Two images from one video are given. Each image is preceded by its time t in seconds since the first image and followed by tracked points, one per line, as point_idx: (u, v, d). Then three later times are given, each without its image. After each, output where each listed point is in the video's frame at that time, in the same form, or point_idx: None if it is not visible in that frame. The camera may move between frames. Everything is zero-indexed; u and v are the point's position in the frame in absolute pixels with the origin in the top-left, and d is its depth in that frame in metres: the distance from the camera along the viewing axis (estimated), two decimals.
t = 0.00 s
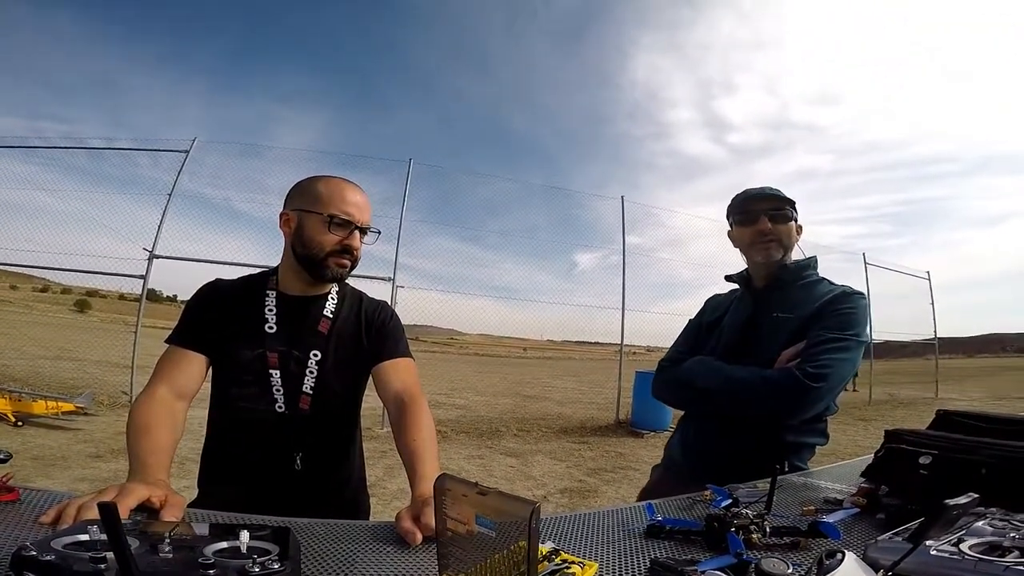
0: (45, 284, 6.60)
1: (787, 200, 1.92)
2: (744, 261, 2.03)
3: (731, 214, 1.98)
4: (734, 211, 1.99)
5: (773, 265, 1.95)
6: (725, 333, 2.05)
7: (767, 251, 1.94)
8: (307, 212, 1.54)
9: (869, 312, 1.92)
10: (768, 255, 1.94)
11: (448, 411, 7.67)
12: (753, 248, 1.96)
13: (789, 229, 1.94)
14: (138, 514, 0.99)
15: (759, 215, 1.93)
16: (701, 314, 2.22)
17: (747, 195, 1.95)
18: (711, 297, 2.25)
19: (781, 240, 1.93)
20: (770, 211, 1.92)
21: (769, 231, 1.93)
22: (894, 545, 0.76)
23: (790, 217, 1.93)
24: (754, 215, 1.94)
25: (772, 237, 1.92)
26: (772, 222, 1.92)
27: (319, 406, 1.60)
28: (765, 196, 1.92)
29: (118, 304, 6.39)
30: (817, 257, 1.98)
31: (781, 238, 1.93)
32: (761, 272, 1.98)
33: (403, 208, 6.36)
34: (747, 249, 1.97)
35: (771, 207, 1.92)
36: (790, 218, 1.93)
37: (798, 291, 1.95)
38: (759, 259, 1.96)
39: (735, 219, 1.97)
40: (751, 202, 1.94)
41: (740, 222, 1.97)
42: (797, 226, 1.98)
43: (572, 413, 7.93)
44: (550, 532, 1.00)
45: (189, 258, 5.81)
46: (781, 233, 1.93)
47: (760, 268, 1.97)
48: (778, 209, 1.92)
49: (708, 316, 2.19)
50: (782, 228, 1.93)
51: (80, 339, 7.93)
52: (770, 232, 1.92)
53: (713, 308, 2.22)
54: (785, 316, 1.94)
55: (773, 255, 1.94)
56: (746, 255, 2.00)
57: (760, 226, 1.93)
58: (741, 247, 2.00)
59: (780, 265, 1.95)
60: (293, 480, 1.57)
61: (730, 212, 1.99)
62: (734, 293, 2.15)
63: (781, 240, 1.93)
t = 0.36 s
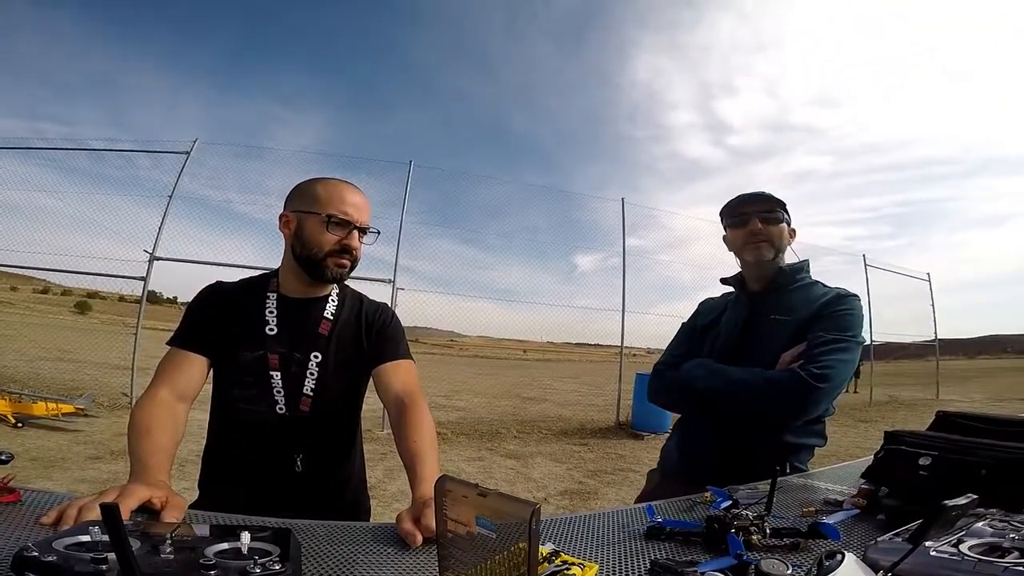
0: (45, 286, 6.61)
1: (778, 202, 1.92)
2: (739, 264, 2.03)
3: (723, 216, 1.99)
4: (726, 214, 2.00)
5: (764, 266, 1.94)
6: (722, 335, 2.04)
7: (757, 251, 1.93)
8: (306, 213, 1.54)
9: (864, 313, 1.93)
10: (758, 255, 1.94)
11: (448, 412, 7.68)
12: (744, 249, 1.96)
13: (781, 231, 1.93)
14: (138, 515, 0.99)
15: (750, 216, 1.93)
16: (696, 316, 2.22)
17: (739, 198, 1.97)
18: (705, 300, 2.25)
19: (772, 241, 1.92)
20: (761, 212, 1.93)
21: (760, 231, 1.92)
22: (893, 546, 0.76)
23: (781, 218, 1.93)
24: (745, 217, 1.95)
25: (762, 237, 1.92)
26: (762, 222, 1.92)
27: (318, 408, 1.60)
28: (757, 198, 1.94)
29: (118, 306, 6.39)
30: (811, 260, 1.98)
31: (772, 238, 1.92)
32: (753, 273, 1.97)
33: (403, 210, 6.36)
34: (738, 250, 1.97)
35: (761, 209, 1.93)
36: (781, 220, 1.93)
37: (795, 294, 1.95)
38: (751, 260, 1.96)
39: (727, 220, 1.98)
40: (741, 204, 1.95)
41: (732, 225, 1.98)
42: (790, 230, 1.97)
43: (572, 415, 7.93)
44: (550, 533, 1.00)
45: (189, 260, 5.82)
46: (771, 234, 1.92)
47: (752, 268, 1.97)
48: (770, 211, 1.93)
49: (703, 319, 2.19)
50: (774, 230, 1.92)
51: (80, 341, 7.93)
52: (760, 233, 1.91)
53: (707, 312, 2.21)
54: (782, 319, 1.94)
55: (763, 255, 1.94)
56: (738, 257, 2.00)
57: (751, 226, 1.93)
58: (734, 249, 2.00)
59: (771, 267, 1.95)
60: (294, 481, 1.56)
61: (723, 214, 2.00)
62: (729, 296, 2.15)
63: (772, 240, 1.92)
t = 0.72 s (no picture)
0: (45, 288, 6.61)
1: (773, 202, 1.92)
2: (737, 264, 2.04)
3: (719, 216, 2.00)
4: (721, 214, 2.01)
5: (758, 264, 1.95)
6: (723, 335, 2.04)
7: (751, 251, 1.94)
8: (306, 215, 1.55)
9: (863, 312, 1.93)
10: (753, 255, 1.94)
11: (448, 413, 7.68)
12: (739, 249, 1.97)
13: (777, 230, 1.93)
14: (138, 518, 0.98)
15: (744, 217, 1.93)
16: (696, 317, 2.22)
17: (735, 198, 1.97)
18: (706, 300, 2.24)
19: (767, 240, 1.92)
20: (756, 212, 1.93)
21: (755, 231, 1.92)
22: (892, 546, 0.76)
23: (776, 218, 1.92)
24: (740, 217, 1.95)
25: (757, 237, 1.92)
26: (757, 223, 1.92)
27: (319, 410, 1.59)
28: (752, 198, 1.94)
29: (117, 308, 6.39)
30: (810, 260, 1.98)
31: (767, 238, 1.92)
32: (750, 273, 1.99)
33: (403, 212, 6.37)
34: (733, 250, 1.99)
35: (756, 209, 1.93)
36: (776, 220, 1.93)
37: (794, 294, 1.95)
38: (747, 260, 1.97)
39: (722, 221, 2.00)
40: (737, 204, 1.96)
41: (728, 225, 1.99)
42: (788, 228, 1.97)
43: (573, 416, 7.93)
44: (550, 534, 1.00)
45: (188, 262, 5.82)
46: (767, 234, 1.92)
47: (749, 268, 1.98)
48: (764, 210, 1.92)
49: (703, 319, 2.19)
50: (768, 229, 1.91)
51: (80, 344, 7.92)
52: (754, 233, 1.91)
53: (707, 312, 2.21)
54: (781, 319, 1.94)
55: (758, 255, 1.94)
56: (735, 257, 2.01)
57: (745, 227, 1.93)
58: (730, 249, 2.01)
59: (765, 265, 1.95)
60: (294, 483, 1.56)
61: (718, 214, 2.01)
62: (729, 296, 2.14)
63: (768, 240, 1.92)
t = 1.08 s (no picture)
0: (45, 287, 6.61)
1: (775, 204, 1.92)
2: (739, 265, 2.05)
3: (721, 216, 2.02)
4: (724, 215, 2.02)
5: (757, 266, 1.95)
6: (723, 335, 2.04)
7: (751, 253, 1.95)
8: (305, 214, 1.55)
9: (864, 315, 1.93)
10: (752, 255, 1.95)
11: (447, 414, 7.68)
12: (740, 250, 1.98)
13: (778, 232, 1.93)
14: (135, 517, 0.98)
15: (744, 218, 1.94)
16: (697, 317, 2.22)
17: (738, 199, 1.98)
18: (707, 301, 2.24)
19: (767, 242, 1.92)
20: (757, 214, 1.93)
21: (754, 233, 1.93)
22: (891, 547, 0.76)
23: (778, 220, 1.92)
24: (741, 218, 1.97)
25: (756, 238, 1.93)
26: (756, 224, 1.92)
27: (318, 410, 1.59)
28: (754, 200, 1.94)
29: (116, 307, 6.39)
30: (812, 262, 1.98)
31: (766, 239, 1.92)
32: (751, 274, 1.99)
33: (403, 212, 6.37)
34: (733, 251, 2.00)
35: (758, 211, 1.93)
36: (778, 222, 1.93)
37: (796, 295, 1.95)
38: (747, 260, 1.98)
39: (724, 221, 2.01)
40: (739, 205, 1.97)
41: (730, 226, 2.01)
42: (791, 230, 1.96)
43: (572, 417, 7.93)
44: (549, 534, 1.00)
45: (188, 261, 5.82)
46: (766, 235, 1.92)
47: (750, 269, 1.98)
48: (766, 212, 1.93)
49: (704, 320, 2.19)
50: (768, 231, 1.92)
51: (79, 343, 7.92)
52: (754, 234, 1.92)
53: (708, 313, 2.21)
54: (783, 320, 1.94)
55: (757, 256, 1.95)
56: (736, 257, 2.02)
57: (745, 228, 1.94)
58: (732, 250, 2.02)
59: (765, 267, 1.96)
60: (293, 483, 1.56)
61: (721, 215, 2.02)
62: (731, 297, 2.15)
63: (768, 242, 1.93)
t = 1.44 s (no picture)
0: (44, 282, 6.61)
1: (787, 205, 1.92)
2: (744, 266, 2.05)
3: (730, 216, 2.02)
4: (734, 215, 2.02)
5: (766, 267, 1.96)
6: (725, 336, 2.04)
7: (759, 253, 1.95)
8: (295, 209, 1.57)
9: (866, 317, 1.94)
10: (761, 256, 1.95)
11: (445, 412, 7.69)
12: (748, 251, 1.98)
13: (787, 233, 1.94)
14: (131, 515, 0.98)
15: (755, 218, 1.94)
16: (697, 317, 2.21)
17: (749, 198, 1.98)
18: (708, 301, 2.24)
19: (776, 244, 1.93)
20: (768, 214, 1.94)
21: (765, 233, 1.94)
22: (890, 549, 0.77)
23: (789, 222, 1.93)
24: (751, 217, 1.97)
25: (767, 239, 1.93)
26: (768, 225, 1.93)
27: (316, 404, 1.60)
28: (765, 200, 1.94)
29: (116, 303, 6.39)
30: (816, 264, 1.99)
31: (776, 241, 1.93)
32: (757, 275, 1.99)
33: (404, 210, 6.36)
34: (741, 251, 2.00)
35: (769, 211, 1.93)
36: (788, 223, 1.94)
37: (799, 297, 1.95)
38: (754, 261, 1.98)
39: (733, 220, 2.01)
40: (749, 204, 1.97)
41: (739, 226, 2.00)
42: (799, 234, 1.98)
43: (571, 417, 7.94)
44: (549, 533, 1.00)
45: (188, 258, 5.81)
46: (776, 237, 1.93)
47: (756, 270, 1.99)
48: (777, 212, 1.93)
49: (705, 319, 2.19)
50: (778, 231, 1.93)
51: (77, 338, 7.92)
52: (764, 235, 1.93)
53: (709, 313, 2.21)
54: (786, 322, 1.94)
55: (766, 257, 1.95)
56: (743, 257, 2.02)
57: (756, 228, 1.94)
58: (739, 250, 2.02)
59: (773, 267, 1.96)
60: (287, 475, 1.56)
61: (730, 214, 2.02)
62: (733, 297, 2.15)
63: (777, 243, 1.93)
